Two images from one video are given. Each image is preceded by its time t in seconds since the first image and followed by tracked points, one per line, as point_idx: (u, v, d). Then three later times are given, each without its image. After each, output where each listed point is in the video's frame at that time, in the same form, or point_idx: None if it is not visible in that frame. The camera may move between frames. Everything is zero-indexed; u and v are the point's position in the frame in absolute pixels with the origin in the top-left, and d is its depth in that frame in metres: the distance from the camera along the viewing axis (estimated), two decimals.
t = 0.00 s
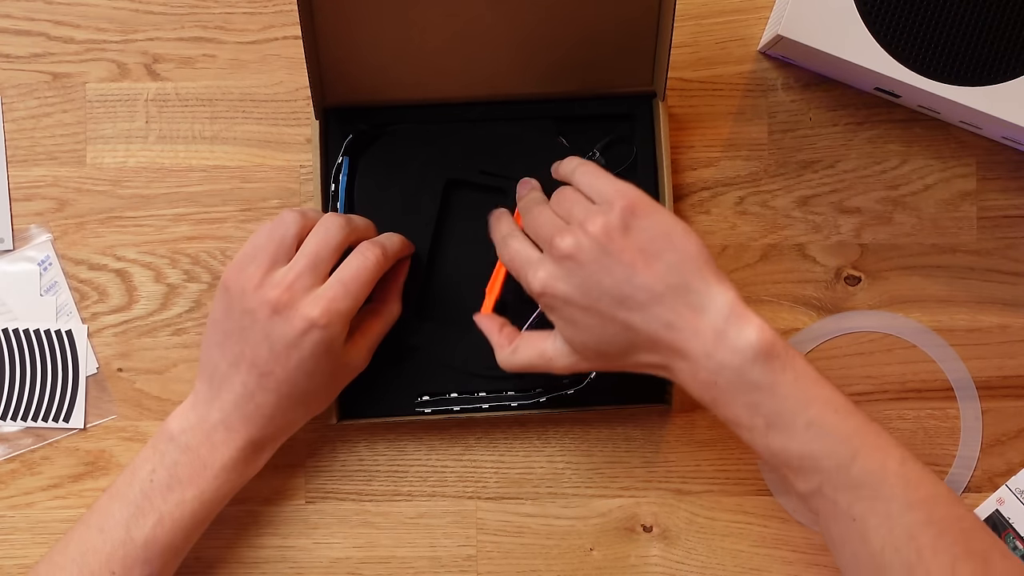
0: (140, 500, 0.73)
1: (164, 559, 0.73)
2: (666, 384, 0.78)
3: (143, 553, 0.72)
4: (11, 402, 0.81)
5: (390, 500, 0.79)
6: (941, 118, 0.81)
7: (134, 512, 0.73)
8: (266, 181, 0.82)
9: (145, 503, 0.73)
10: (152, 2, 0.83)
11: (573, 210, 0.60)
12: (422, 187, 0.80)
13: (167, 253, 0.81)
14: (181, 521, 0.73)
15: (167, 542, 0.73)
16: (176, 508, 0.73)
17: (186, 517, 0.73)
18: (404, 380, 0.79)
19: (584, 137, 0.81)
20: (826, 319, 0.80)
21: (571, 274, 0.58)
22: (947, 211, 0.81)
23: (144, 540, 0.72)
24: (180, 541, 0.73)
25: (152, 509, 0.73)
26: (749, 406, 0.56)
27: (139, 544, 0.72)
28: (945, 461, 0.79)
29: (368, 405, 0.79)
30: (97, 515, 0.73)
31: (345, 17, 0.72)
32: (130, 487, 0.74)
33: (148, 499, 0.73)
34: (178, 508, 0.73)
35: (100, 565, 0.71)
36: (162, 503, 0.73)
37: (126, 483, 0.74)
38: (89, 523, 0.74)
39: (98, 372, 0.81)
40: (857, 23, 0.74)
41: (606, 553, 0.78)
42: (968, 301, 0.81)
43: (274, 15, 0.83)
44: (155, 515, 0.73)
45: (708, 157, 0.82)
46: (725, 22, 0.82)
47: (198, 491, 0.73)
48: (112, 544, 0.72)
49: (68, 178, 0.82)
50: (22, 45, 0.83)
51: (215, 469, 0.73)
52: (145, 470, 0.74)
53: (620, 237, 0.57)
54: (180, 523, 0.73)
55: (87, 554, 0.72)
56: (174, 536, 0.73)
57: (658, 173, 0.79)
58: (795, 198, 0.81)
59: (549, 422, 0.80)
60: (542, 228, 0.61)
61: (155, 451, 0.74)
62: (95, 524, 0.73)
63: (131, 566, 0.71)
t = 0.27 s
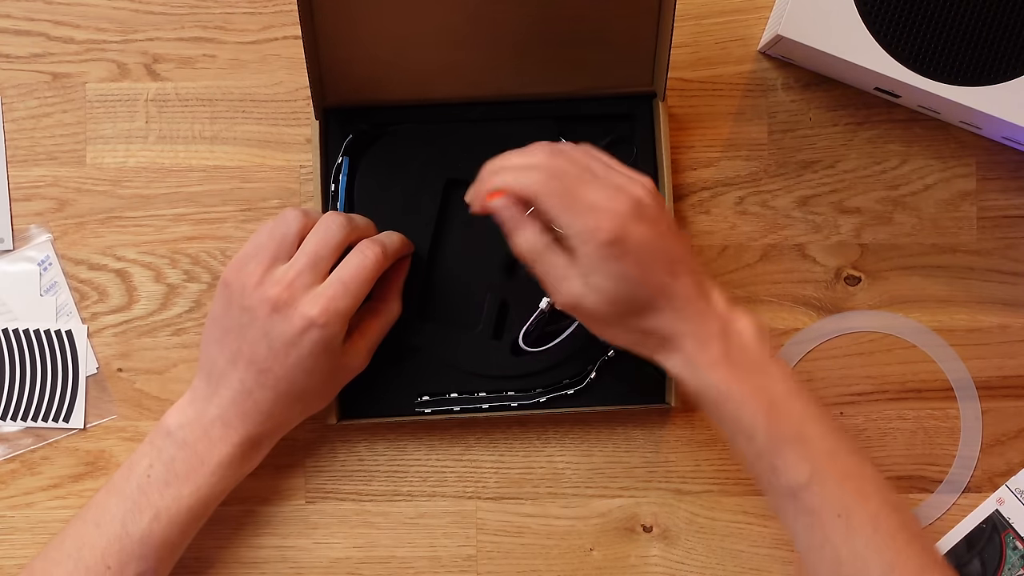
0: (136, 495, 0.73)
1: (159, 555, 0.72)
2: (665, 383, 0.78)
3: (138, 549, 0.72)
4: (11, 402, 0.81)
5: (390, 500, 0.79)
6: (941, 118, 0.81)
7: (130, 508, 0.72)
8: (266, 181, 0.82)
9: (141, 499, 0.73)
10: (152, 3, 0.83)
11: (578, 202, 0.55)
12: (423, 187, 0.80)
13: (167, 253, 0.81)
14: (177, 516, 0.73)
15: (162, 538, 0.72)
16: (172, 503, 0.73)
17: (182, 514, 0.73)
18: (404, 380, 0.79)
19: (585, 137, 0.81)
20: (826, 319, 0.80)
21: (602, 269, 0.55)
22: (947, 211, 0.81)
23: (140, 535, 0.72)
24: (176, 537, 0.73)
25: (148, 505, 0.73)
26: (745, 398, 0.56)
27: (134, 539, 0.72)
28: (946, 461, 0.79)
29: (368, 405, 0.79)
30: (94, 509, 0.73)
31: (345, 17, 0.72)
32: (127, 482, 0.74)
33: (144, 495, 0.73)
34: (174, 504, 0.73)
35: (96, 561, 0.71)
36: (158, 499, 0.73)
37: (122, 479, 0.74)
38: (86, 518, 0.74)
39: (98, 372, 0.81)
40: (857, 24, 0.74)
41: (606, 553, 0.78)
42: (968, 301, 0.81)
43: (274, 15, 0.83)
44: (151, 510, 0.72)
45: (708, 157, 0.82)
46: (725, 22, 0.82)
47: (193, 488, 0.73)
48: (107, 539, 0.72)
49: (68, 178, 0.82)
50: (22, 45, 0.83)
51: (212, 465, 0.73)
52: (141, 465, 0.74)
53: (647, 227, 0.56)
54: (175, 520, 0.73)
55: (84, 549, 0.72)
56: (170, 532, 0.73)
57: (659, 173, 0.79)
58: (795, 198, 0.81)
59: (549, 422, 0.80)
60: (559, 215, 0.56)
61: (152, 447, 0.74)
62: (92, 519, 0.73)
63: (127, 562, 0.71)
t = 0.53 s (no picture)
0: (138, 497, 0.73)
1: (160, 558, 0.72)
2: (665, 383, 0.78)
3: (140, 551, 0.72)
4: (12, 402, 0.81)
5: (390, 500, 0.79)
6: (941, 118, 0.81)
7: (131, 510, 0.73)
8: (266, 181, 0.82)
9: (142, 501, 0.73)
10: (152, 3, 0.83)
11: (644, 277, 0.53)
12: (423, 187, 0.80)
13: (167, 253, 0.82)
14: (179, 518, 0.73)
15: (163, 541, 0.72)
16: (173, 505, 0.73)
17: (183, 516, 0.73)
18: (404, 380, 0.79)
19: (585, 136, 0.81)
20: (826, 319, 0.80)
21: (705, 359, 0.59)
22: (947, 211, 0.81)
23: (141, 538, 0.72)
24: (178, 538, 0.73)
25: (149, 507, 0.73)
26: (732, 480, 0.65)
27: (136, 541, 0.72)
28: (945, 460, 0.79)
29: (368, 405, 0.79)
30: (94, 511, 0.74)
31: (345, 17, 0.72)
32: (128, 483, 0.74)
33: (145, 497, 0.73)
34: (175, 506, 0.73)
35: (98, 563, 0.71)
36: (159, 501, 0.73)
37: (123, 481, 0.74)
38: (86, 520, 0.74)
39: (98, 372, 0.81)
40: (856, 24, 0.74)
41: (606, 553, 0.78)
42: (968, 301, 0.81)
43: (274, 15, 0.83)
44: (152, 512, 0.73)
45: (708, 157, 0.82)
46: (725, 22, 0.82)
47: (194, 490, 0.73)
48: (110, 541, 0.72)
49: (68, 178, 0.82)
50: (22, 45, 0.83)
51: (213, 467, 0.73)
52: (142, 467, 0.74)
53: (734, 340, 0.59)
54: (176, 522, 0.73)
55: (85, 552, 0.72)
56: (171, 535, 0.73)
57: (658, 173, 0.79)
58: (795, 198, 0.81)
59: (550, 422, 0.80)
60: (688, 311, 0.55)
61: (152, 449, 0.74)
62: (94, 521, 0.73)
63: (129, 564, 0.72)
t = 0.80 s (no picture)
0: (140, 497, 0.73)
1: (165, 557, 0.73)
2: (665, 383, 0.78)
3: (143, 551, 0.72)
4: (12, 402, 0.81)
5: (390, 500, 0.79)
6: (941, 118, 0.81)
7: (134, 510, 0.73)
8: (266, 181, 0.82)
9: (145, 501, 0.73)
10: (152, 3, 0.83)
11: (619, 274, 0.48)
12: (423, 187, 0.80)
13: (167, 253, 0.81)
14: (181, 517, 0.73)
15: (167, 540, 0.72)
16: (175, 504, 0.73)
17: (186, 515, 0.73)
18: (404, 380, 0.79)
19: (585, 136, 0.81)
20: (826, 319, 0.80)
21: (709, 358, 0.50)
22: (947, 211, 0.81)
23: (145, 538, 0.72)
24: (180, 538, 0.73)
25: (152, 506, 0.73)
26: (758, 505, 0.56)
27: (140, 541, 0.72)
28: (946, 461, 0.79)
29: (368, 405, 0.79)
30: (96, 513, 0.74)
31: (345, 17, 0.72)
32: (129, 482, 0.74)
33: (147, 497, 0.73)
34: (178, 505, 0.73)
35: (102, 564, 0.71)
36: (161, 500, 0.73)
37: (125, 481, 0.74)
38: (89, 521, 0.74)
39: (98, 372, 0.81)
40: (857, 24, 0.74)
41: (606, 554, 0.78)
42: (968, 301, 0.81)
43: (274, 15, 0.83)
44: (155, 512, 0.72)
45: (708, 157, 0.82)
46: (726, 22, 0.82)
47: (196, 488, 0.73)
48: (113, 542, 0.72)
49: (68, 178, 0.82)
50: (22, 45, 0.83)
51: (214, 465, 0.73)
52: (143, 467, 0.74)
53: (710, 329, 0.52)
54: (179, 522, 0.73)
55: (90, 553, 0.72)
56: (175, 534, 0.73)
57: (659, 173, 0.79)
58: (796, 198, 0.81)
59: (550, 422, 0.80)
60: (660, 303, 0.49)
61: (153, 448, 0.74)
62: (97, 522, 0.73)
63: (133, 564, 0.72)
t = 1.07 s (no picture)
0: (142, 498, 0.73)
1: (169, 557, 0.73)
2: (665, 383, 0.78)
3: (148, 551, 0.72)
4: (12, 402, 0.81)
5: (390, 500, 0.79)
6: (941, 118, 0.81)
7: (137, 511, 0.73)
8: (266, 181, 0.82)
9: (148, 502, 0.73)
10: (152, 3, 0.83)
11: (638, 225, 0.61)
12: (423, 187, 0.80)
13: (167, 253, 0.82)
14: (184, 518, 0.73)
15: (171, 540, 0.73)
16: (178, 505, 0.73)
17: (188, 515, 0.73)
18: (404, 380, 0.79)
19: (585, 136, 0.81)
20: (826, 319, 0.80)
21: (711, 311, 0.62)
22: (947, 211, 0.81)
23: (148, 538, 0.72)
24: (184, 538, 0.73)
25: (154, 507, 0.73)
26: (775, 448, 0.65)
27: (144, 542, 0.72)
28: (945, 461, 0.79)
29: (368, 405, 0.79)
30: (99, 515, 0.74)
31: (345, 17, 0.72)
32: (132, 484, 0.74)
33: (149, 498, 0.73)
34: (181, 505, 0.73)
35: (107, 566, 0.72)
36: (163, 501, 0.73)
37: (127, 482, 0.74)
38: (92, 523, 0.74)
39: (98, 372, 0.81)
40: (857, 24, 0.74)
41: (606, 553, 0.78)
42: (967, 301, 0.81)
43: (274, 15, 0.83)
44: (157, 512, 0.73)
45: (708, 157, 0.82)
46: (725, 22, 0.82)
47: (198, 488, 0.73)
48: (118, 543, 0.72)
49: (68, 178, 0.82)
50: (22, 46, 0.83)
51: (215, 465, 0.73)
52: (145, 468, 0.74)
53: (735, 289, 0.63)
54: (182, 522, 0.73)
55: (94, 555, 0.72)
56: (178, 534, 0.73)
57: (659, 173, 0.79)
58: (795, 198, 0.81)
59: (550, 421, 0.80)
60: (677, 250, 0.61)
61: (155, 448, 0.74)
62: (100, 524, 0.73)
63: (138, 564, 0.72)
